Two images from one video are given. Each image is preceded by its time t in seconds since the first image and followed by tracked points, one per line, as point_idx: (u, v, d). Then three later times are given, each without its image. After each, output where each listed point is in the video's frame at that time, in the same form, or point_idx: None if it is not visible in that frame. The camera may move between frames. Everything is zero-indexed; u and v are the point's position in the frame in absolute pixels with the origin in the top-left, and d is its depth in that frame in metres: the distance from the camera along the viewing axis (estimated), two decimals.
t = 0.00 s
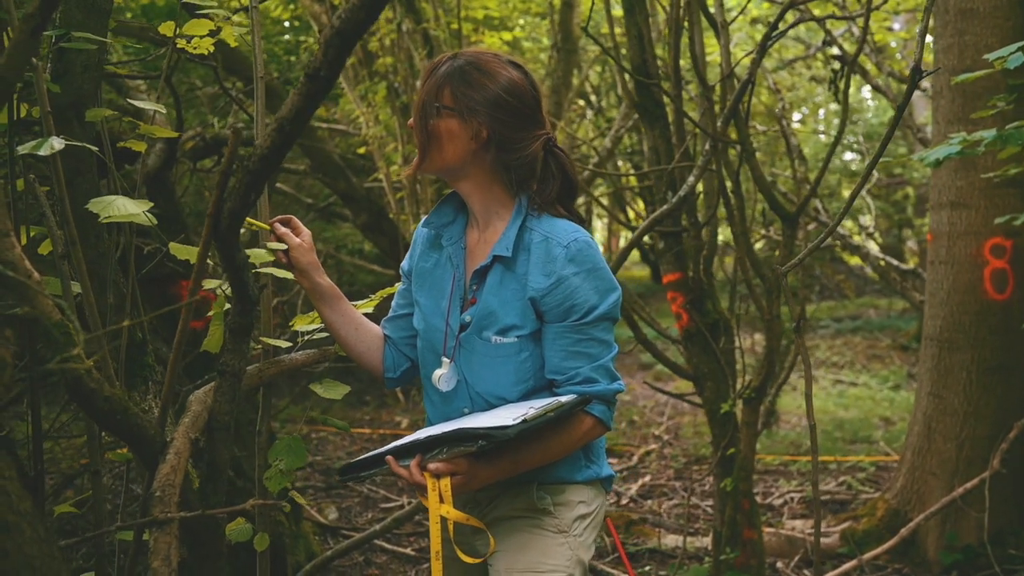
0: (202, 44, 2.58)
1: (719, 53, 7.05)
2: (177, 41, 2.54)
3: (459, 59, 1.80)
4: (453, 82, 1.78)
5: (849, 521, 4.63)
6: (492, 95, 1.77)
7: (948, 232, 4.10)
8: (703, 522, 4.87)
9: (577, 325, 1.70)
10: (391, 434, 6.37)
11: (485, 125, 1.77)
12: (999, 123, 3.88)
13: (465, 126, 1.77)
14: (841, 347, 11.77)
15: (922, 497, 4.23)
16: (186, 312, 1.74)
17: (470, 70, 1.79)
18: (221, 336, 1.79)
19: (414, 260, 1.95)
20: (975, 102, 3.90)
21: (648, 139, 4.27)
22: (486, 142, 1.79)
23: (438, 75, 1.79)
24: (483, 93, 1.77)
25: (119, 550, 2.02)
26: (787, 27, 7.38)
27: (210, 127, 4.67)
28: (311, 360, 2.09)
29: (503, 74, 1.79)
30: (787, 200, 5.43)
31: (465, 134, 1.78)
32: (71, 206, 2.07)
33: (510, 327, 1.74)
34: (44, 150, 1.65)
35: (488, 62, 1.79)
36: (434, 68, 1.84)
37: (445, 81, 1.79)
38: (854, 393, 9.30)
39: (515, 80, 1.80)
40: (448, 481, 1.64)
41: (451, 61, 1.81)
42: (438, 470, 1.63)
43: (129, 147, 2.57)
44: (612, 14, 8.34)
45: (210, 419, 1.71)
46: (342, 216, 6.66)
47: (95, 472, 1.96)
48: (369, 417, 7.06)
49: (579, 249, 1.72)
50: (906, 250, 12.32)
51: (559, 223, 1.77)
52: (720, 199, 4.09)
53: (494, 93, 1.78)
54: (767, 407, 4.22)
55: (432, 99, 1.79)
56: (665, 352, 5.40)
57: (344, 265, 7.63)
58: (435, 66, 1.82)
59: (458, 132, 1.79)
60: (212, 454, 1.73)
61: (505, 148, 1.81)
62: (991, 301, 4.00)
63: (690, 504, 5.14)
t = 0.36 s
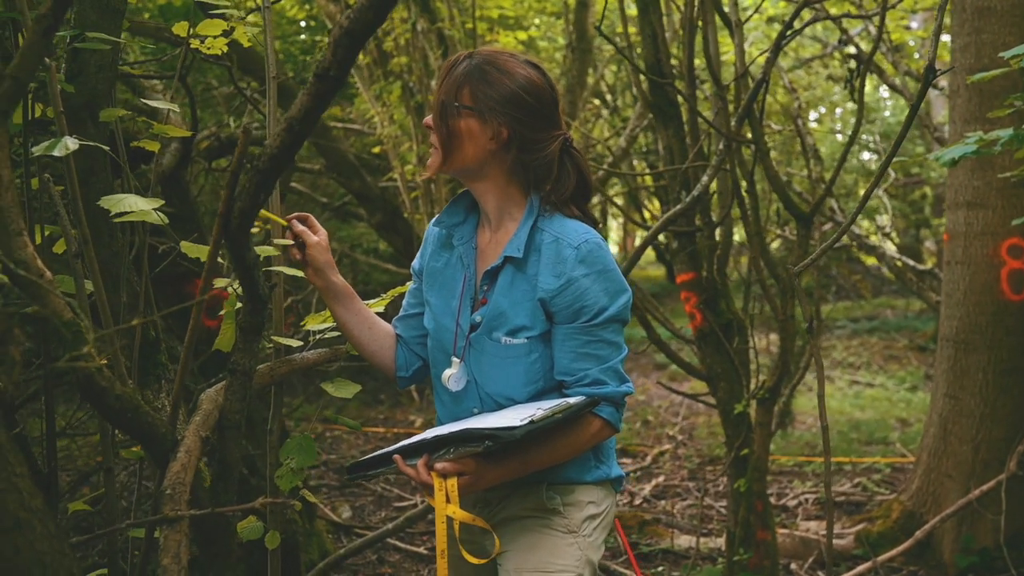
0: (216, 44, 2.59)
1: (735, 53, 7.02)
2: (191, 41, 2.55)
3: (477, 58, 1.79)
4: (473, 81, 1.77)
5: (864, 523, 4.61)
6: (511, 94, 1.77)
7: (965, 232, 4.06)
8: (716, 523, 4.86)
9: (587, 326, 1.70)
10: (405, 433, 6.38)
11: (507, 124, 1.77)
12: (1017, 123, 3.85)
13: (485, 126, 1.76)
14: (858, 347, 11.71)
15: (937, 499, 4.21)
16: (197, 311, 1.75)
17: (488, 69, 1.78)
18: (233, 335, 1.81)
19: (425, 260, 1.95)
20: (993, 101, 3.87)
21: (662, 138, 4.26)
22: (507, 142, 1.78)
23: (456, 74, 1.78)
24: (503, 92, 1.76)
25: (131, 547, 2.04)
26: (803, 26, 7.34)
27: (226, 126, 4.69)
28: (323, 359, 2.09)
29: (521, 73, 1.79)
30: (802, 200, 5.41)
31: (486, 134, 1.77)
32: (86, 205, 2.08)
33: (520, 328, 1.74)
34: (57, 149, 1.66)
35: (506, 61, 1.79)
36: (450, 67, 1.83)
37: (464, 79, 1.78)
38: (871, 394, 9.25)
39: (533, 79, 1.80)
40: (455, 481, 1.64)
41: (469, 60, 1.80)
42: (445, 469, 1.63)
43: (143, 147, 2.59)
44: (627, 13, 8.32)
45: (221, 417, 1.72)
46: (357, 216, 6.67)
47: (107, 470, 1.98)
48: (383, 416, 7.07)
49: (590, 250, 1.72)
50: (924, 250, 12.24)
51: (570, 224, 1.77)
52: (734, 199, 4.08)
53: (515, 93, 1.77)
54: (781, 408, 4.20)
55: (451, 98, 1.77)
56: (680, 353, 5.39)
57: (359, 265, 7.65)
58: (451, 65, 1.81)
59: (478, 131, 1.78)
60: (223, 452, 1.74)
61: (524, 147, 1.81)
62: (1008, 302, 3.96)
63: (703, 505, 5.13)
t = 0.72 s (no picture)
0: (230, 45, 2.61)
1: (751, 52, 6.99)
2: (205, 43, 2.56)
3: (484, 85, 1.67)
4: (499, 113, 1.67)
5: (879, 525, 4.60)
6: (543, 115, 1.69)
7: (982, 235, 4.01)
8: (729, 525, 4.84)
9: (600, 327, 1.70)
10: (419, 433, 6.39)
11: (552, 136, 1.71)
12: None
13: (531, 148, 1.70)
14: (874, 349, 11.65)
15: (953, 502, 4.18)
16: (212, 311, 1.76)
17: (502, 93, 1.67)
18: (245, 335, 1.81)
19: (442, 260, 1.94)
20: (1011, 102, 3.83)
21: (677, 139, 4.25)
22: (556, 153, 1.73)
23: (477, 112, 1.67)
24: (536, 117, 1.69)
25: (145, 546, 2.05)
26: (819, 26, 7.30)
27: (241, 127, 4.71)
28: (335, 360, 2.10)
29: (532, 77, 1.69)
30: (818, 201, 5.38)
31: (531, 158, 1.72)
32: (101, 205, 2.10)
33: (537, 327, 1.74)
34: (71, 150, 1.67)
35: (513, 74, 1.68)
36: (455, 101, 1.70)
37: (487, 116, 1.67)
38: (887, 396, 9.19)
39: (542, 79, 1.71)
40: (460, 471, 1.64)
41: (476, 89, 1.68)
42: (451, 459, 1.63)
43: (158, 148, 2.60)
44: (642, 13, 8.30)
45: (234, 417, 1.73)
46: (371, 216, 6.68)
47: (121, 470, 1.99)
48: (397, 416, 7.09)
49: (608, 253, 1.71)
50: (941, 251, 12.16)
51: (590, 225, 1.77)
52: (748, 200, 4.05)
53: (543, 101, 1.69)
54: (796, 410, 4.18)
55: (487, 137, 1.68)
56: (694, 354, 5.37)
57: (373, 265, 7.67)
58: (462, 101, 1.69)
59: (521, 159, 1.73)
60: (235, 453, 1.75)
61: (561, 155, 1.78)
62: None
63: (717, 507, 5.11)
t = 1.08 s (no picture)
0: (240, 46, 2.60)
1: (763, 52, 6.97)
2: (217, 44, 2.57)
3: (498, 124, 1.70)
4: (520, 149, 1.70)
5: (890, 527, 4.58)
6: (555, 138, 1.74)
7: (995, 235, 3.99)
8: (740, 526, 4.83)
9: (614, 339, 1.74)
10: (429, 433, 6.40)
11: (567, 154, 1.77)
12: None
13: (554, 173, 1.75)
14: (887, 350, 11.60)
15: (966, 505, 4.16)
16: (222, 312, 1.76)
17: (517, 129, 1.70)
18: (256, 335, 1.82)
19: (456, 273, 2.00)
20: None
21: (688, 139, 4.25)
22: (571, 169, 1.80)
23: (499, 153, 1.70)
24: (550, 142, 1.73)
25: (156, 545, 2.06)
26: (832, 26, 7.28)
27: (253, 127, 4.72)
28: (344, 360, 2.10)
29: (536, 102, 1.74)
30: (830, 202, 5.36)
31: (553, 182, 1.77)
32: (113, 205, 2.11)
33: (554, 339, 1.78)
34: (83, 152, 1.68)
35: (519, 105, 1.71)
36: (469, 146, 1.72)
37: (509, 154, 1.70)
38: (899, 397, 9.16)
39: (543, 101, 1.76)
40: (458, 471, 1.71)
41: (490, 129, 1.70)
42: (452, 459, 1.71)
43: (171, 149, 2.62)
44: (654, 13, 8.29)
45: (244, 417, 1.74)
46: (382, 216, 6.70)
47: (132, 469, 2.00)
48: (408, 416, 7.10)
49: (626, 267, 1.76)
50: (955, 252, 12.09)
51: (609, 240, 1.81)
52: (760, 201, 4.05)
53: (553, 124, 1.74)
54: (807, 411, 4.17)
55: (514, 175, 1.72)
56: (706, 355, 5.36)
57: (385, 265, 7.69)
58: (478, 145, 1.71)
59: (545, 187, 1.77)
60: (245, 453, 1.76)
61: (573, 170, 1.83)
62: None
63: (728, 508, 5.10)
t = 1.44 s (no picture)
0: (251, 48, 2.62)
1: (773, 52, 6.95)
2: (226, 45, 2.58)
3: (509, 139, 1.75)
4: (530, 163, 1.74)
5: (899, 529, 4.57)
6: (567, 151, 1.77)
7: (1004, 236, 3.97)
8: (748, 527, 4.82)
9: (627, 347, 1.81)
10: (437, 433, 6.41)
11: (579, 165, 1.80)
12: None
13: (566, 184, 1.79)
14: (895, 351, 11.57)
15: (975, 507, 4.15)
16: (231, 313, 1.77)
17: (528, 143, 1.74)
18: (265, 335, 1.83)
19: (472, 272, 2.08)
20: None
21: (696, 139, 4.24)
22: (584, 180, 1.82)
23: (509, 169, 1.74)
24: (561, 156, 1.76)
25: (165, 544, 2.07)
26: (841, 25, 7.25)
27: (262, 128, 4.73)
28: (353, 362, 2.10)
29: (547, 113, 1.77)
30: (839, 203, 5.34)
31: (564, 195, 1.81)
32: (123, 205, 2.12)
33: (570, 345, 1.86)
34: (93, 153, 1.69)
35: (531, 119, 1.75)
36: (481, 161, 1.78)
37: (519, 169, 1.74)
38: (908, 398, 9.13)
39: (556, 112, 1.79)
40: (469, 484, 1.77)
41: (501, 145, 1.75)
42: (464, 474, 1.76)
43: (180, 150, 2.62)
44: (662, 13, 8.28)
45: (254, 418, 1.75)
46: (390, 216, 6.70)
47: (142, 470, 2.01)
48: (416, 416, 7.11)
49: (643, 277, 1.82)
50: (964, 252, 12.05)
51: (626, 247, 1.87)
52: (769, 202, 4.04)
53: (564, 136, 1.78)
54: (815, 412, 4.16)
55: (524, 189, 1.77)
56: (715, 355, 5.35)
57: (393, 265, 7.69)
58: (490, 160, 1.76)
59: (556, 199, 1.81)
60: (255, 454, 1.77)
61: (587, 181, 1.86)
62: None
63: (736, 509, 5.10)
